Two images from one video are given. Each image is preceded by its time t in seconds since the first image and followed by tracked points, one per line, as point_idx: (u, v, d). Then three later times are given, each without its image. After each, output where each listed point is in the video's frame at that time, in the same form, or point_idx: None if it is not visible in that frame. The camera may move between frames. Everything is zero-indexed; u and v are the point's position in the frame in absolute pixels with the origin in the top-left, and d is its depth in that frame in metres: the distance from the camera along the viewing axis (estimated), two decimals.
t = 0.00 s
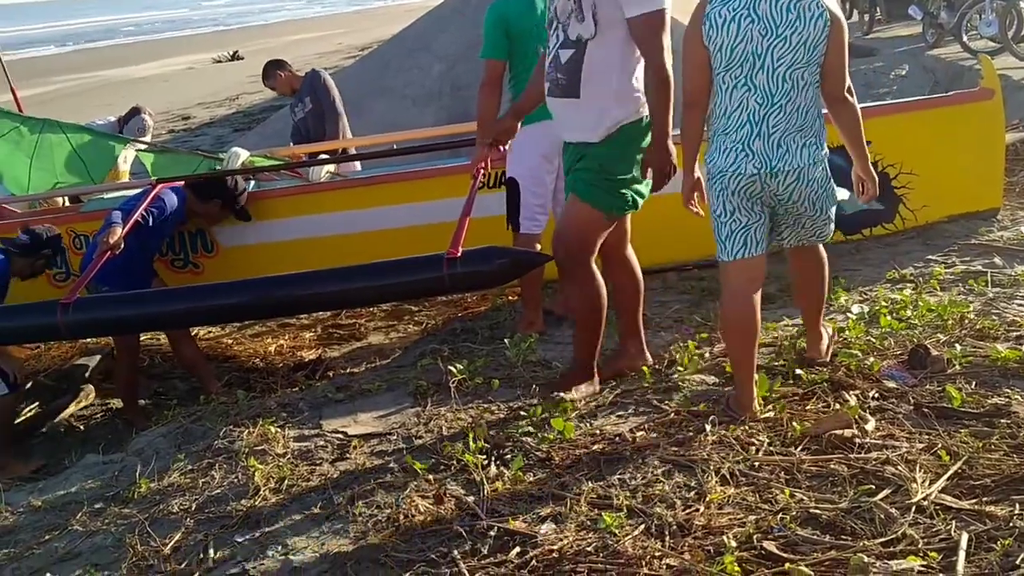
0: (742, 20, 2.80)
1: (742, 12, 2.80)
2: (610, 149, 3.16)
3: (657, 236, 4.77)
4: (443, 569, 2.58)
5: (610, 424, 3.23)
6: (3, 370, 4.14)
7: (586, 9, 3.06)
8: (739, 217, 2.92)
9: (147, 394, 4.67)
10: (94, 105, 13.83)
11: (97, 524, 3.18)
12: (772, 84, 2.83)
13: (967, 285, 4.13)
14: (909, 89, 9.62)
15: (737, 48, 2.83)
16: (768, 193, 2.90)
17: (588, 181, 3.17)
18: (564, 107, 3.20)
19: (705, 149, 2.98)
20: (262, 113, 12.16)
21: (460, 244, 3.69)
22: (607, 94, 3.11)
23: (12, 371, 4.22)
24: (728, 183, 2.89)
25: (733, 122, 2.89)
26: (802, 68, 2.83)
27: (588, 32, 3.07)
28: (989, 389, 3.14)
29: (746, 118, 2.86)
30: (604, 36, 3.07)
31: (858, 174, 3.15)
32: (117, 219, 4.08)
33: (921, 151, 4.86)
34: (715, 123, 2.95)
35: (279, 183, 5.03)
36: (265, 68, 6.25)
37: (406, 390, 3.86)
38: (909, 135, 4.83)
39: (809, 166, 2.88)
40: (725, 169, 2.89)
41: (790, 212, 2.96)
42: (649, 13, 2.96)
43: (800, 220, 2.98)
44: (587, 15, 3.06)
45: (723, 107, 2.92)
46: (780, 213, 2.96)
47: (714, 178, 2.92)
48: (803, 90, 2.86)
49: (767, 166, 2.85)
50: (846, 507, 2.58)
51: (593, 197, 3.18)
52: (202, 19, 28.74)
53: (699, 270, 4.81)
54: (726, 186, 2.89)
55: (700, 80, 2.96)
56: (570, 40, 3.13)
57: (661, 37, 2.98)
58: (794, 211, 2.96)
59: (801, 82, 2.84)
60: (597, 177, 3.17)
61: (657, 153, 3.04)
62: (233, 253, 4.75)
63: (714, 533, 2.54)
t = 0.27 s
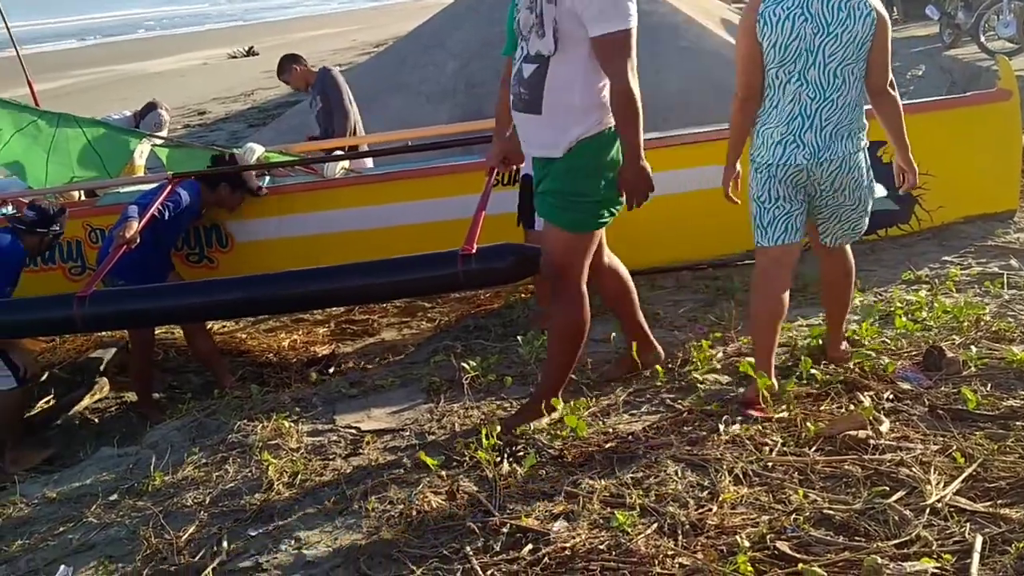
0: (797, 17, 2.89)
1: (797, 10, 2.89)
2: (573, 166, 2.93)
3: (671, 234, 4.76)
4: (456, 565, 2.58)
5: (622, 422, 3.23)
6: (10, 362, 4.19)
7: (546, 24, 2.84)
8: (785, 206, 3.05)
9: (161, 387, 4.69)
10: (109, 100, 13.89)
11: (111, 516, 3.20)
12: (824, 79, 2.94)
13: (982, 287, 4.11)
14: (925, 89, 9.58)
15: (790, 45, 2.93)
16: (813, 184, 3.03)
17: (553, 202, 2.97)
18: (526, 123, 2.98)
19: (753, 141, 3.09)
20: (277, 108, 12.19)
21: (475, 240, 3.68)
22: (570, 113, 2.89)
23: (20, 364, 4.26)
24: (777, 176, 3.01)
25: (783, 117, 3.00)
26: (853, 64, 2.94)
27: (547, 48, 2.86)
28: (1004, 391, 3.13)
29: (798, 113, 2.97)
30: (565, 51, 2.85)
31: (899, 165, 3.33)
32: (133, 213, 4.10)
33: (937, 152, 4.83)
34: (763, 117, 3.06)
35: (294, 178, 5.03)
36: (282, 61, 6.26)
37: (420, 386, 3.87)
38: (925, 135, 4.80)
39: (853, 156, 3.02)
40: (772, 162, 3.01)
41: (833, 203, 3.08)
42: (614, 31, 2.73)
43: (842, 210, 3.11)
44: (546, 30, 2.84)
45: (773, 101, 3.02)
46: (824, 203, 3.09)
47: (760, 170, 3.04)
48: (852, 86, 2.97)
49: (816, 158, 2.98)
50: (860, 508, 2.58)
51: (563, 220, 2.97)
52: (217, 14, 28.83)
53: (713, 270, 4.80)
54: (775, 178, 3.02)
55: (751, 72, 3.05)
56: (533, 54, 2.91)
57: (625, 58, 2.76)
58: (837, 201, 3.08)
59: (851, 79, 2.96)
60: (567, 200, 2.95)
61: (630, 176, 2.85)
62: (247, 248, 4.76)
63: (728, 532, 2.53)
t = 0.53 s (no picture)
0: (832, 5, 3.22)
1: None
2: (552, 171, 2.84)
3: (683, 232, 4.76)
4: (466, 561, 2.59)
5: (633, 420, 3.24)
6: (13, 356, 4.14)
7: (511, 18, 2.80)
8: (810, 187, 3.39)
9: (172, 382, 4.72)
10: (122, 95, 13.94)
11: (123, 509, 3.22)
12: (859, 63, 3.26)
13: (995, 287, 4.10)
14: (937, 89, 9.54)
15: (827, 30, 3.25)
16: (844, 166, 3.31)
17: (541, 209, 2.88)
18: (496, 124, 2.93)
19: (790, 120, 3.40)
20: (288, 105, 12.21)
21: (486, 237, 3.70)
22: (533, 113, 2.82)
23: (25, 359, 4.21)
24: (809, 155, 3.33)
25: (819, 98, 3.31)
26: (885, 51, 3.27)
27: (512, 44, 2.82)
28: (1016, 392, 3.12)
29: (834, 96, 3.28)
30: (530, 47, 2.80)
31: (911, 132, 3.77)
32: (146, 208, 4.12)
33: (949, 152, 4.81)
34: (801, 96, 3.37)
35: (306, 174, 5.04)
36: (299, 49, 6.21)
37: (430, 382, 3.88)
38: (937, 135, 4.79)
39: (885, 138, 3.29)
40: (807, 143, 3.33)
41: (864, 183, 3.34)
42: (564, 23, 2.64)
43: (871, 191, 3.35)
44: (511, 26, 2.80)
45: (810, 84, 3.34)
46: (856, 185, 3.35)
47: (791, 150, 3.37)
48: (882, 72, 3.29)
49: (848, 140, 3.27)
50: (871, 508, 2.57)
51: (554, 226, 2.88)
52: (229, 10, 28.90)
53: (724, 268, 4.80)
54: (804, 162, 3.35)
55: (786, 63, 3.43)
56: (503, 51, 2.87)
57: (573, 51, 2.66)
58: (869, 182, 3.33)
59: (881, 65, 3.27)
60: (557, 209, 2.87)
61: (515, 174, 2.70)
62: (260, 244, 4.77)
63: (738, 531, 2.53)
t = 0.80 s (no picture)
0: (835, 4, 3.23)
1: None
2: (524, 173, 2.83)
3: (688, 230, 4.76)
4: (469, 558, 2.59)
5: (637, 419, 3.24)
6: (15, 351, 4.11)
7: (479, 17, 2.80)
8: (812, 182, 3.39)
9: (177, 378, 4.72)
10: (126, 91, 13.95)
11: (128, 505, 3.23)
12: (861, 61, 3.26)
13: (1000, 287, 4.09)
14: (943, 87, 9.50)
15: (829, 29, 3.26)
16: (845, 159, 3.30)
17: (517, 215, 2.88)
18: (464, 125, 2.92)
19: (794, 118, 3.41)
20: (293, 102, 12.22)
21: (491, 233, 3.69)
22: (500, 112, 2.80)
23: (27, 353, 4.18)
24: (813, 149, 3.33)
25: (821, 93, 3.32)
26: (885, 49, 3.28)
27: (481, 43, 2.82)
28: (1022, 391, 3.11)
29: (838, 91, 3.29)
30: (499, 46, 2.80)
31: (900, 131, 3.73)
32: (151, 205, 4.12)
33: (954, 150, 4.81)
34: (803, 92, 3.37)
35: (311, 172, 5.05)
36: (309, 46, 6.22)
37: (434, 380, 3.88)
38: (943, 133, 4.78)
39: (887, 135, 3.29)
40: (810, 137, 3.33)
41: (864, 176, 3.33)
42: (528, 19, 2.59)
43: (871, 185, 3.35)
44: (479, 23, 2.80)
45: (812, 80, 3.34)
46: (856, 179, 3.35)
47: (796, 145, 3.38)
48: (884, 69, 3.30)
49: (851, 134, 3.26)
50: (875, 507, 2.57)
51: (532, 230, 2.89)
52: (233, 7, 28.91)
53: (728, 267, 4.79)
54: (807, 156, 3.35)
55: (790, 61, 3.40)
56: (472, 51, 2.86)
57: (537, 49, 2.62)
58: (869, 174, 3.33)
59: (883, 61, 3.28)
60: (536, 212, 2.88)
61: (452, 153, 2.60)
62: (264, 240, 4.77)
63: (742, 530, 2.53)
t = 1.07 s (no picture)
0: (806, 20, 3.36)
1: (806, 14, 3.36)
2: (467, 187, 2.86)
3: (688, 229, 4.75)
4: (469, 556, 2.59)
5: (637, 417, 3.23)
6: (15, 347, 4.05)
7: (425, 22, 2.80)
8: (786, 184, 3.51)
9: (176, 377, 4.72)
10: (127, 91, 13.94)
11: (127, 504, 3.23)
12: (831, 72, 3.38)
13: (1001, 286, 4.08)
14: (945, 86, 9.48)
15: (800, 44, 3.39)
16: (817, 163, 3.43)
17: (451, 230, 2.88)
18: (403, 131, 2.91)
19: (771, 127, 3.55)
20: (294, 101, 12.21)
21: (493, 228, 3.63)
22: (449, 120, 2.83)
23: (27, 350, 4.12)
24: (786, 154, 3.46)
25: (795, 103, 3.45)
26: (855, 60, 3.38)
27: (427, 48, 2.81)
28: (1022, 391, 3.11)
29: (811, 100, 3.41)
30: (446, 52, 2.81)
31: (884, 139, 3.66)
32: (151, 202, 4.11)
33: (954, 148, 4.80)
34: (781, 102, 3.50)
35: (311, 171, 5.05)
36: (305, 53, 6.23)
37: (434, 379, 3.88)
38: (943, 131, 4.77)
39: (859, 141, 3.39)
40: (784, 141, 3.47)
41: (840, 178, 3.42)
42: (490, 32, 2.69)
43: (847, 189, 3.43)
44: (425, 30, 2.80)
45: (788, 90, 3.47)
46: (831, 182, 3.45)
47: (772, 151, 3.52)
48: (857, 79, 3.40)
49: (821, 139, 3.40)
50: (875, 506, 2.57)
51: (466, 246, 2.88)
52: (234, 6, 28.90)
53: (729, 265, 4.78)
54: (780, 158, 3.48)
55: (765, 70, 3.49)
56: (413, 57, 2.86)
57: (501, 59, 2.71)
58: (845, 177, 3.42)
59: (854, 72, 3.38)
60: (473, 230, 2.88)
61: (500, 193, 2.74)
62: (264, 239, 4.76)
63: (741, 528, 2.53)
